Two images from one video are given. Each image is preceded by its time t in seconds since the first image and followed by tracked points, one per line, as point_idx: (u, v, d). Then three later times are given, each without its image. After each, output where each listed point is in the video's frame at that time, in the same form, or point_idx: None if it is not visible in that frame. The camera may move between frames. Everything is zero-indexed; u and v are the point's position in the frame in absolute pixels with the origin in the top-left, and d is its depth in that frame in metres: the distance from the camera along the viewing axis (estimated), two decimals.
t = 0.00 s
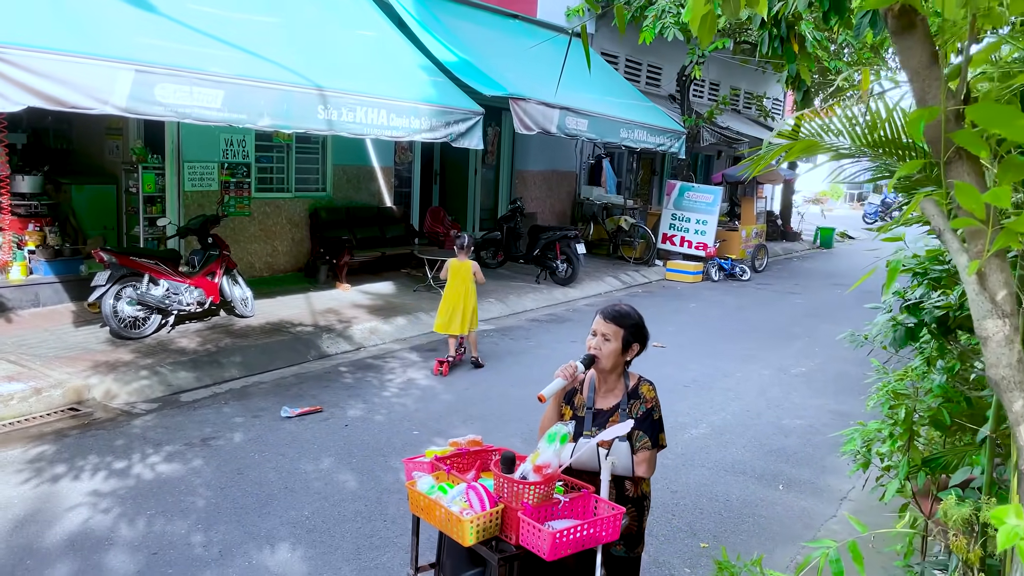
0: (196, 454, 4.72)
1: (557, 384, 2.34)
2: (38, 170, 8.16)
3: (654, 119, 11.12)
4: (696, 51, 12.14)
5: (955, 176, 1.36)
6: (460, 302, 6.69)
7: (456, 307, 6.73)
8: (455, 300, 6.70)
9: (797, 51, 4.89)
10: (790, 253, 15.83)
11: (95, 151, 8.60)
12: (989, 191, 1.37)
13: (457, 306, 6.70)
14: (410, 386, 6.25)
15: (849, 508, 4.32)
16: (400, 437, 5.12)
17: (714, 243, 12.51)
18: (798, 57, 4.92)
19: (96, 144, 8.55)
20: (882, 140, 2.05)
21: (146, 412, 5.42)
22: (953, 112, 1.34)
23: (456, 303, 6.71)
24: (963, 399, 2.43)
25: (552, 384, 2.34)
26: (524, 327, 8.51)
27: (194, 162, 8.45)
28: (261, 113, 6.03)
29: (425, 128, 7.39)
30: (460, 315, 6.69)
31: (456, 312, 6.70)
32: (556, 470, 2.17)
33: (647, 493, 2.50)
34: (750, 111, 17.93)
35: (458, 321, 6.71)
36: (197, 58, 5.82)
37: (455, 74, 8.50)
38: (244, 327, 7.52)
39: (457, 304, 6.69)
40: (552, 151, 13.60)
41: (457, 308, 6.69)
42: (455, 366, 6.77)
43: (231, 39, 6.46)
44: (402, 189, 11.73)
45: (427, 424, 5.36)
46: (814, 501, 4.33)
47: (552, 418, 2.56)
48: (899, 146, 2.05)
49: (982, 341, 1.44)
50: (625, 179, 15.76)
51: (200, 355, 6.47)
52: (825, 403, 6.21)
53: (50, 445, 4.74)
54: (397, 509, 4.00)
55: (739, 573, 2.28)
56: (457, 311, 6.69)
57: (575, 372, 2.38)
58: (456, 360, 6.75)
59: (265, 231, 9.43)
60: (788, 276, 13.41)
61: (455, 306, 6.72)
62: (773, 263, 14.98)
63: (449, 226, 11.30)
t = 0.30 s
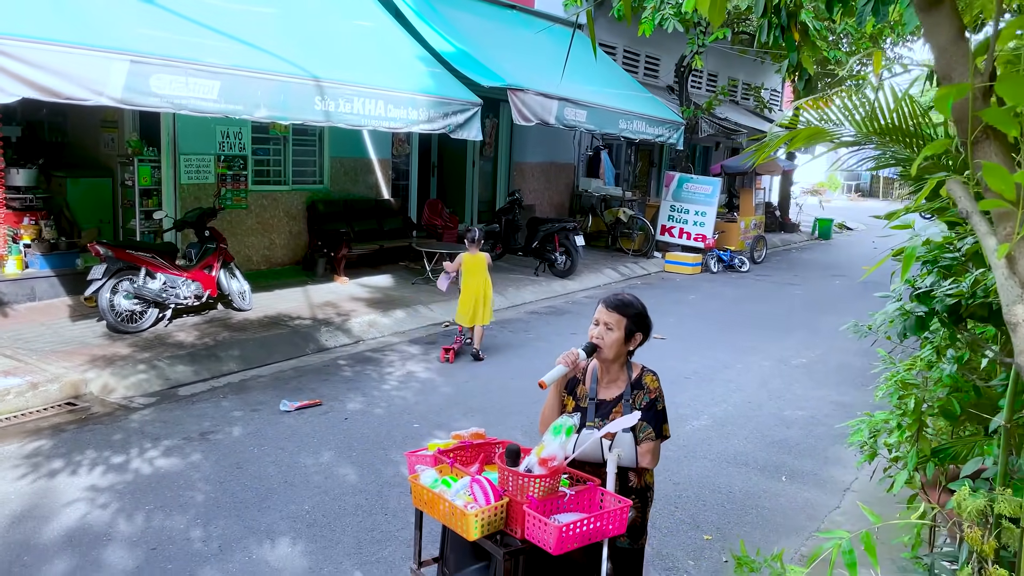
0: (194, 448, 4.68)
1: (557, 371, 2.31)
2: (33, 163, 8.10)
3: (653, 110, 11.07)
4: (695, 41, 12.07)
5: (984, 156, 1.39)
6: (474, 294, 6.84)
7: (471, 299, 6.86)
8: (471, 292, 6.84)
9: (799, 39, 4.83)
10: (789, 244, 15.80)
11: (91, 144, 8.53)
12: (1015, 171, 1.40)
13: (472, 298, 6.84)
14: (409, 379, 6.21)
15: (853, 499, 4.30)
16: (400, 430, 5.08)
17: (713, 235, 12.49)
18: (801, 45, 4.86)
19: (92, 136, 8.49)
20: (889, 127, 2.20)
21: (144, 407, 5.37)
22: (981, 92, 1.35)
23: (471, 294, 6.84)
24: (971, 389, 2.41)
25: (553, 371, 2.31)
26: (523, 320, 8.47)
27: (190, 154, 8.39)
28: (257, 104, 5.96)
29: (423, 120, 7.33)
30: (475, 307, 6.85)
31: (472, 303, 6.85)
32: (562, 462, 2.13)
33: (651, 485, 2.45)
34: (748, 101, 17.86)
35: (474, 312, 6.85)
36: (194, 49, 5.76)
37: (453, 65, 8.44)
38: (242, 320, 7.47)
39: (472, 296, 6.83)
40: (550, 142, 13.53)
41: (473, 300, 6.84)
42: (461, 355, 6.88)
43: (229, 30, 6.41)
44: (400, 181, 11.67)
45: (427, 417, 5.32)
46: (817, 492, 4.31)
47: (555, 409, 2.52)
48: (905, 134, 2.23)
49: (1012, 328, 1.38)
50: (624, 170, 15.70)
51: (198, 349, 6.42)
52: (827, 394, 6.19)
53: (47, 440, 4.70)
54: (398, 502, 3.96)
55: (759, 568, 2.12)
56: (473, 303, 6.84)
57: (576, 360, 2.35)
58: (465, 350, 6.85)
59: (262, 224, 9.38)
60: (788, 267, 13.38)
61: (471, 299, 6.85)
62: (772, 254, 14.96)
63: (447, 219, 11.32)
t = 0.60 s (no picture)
0: (189, 442, 4.62)
1: (557, 362, 2.26)
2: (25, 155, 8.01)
3: (651, 101, 11.00)
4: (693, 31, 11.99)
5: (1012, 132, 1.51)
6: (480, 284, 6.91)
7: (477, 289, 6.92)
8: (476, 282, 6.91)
9: (799, 27, 4.77)
10: (787, 236, 15.76)
11: (83, 136, 8.44)
12: None
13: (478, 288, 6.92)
14: (407, 372, 6.16)
15: (855, 491, 4.26)
16: (398, 423, 5.03)
17: (711, 227, 12.46)
18: (800, 34, 4.80)
19: (84, 129, 8.39)
20: (893, 114, 2.28)
21: (138, 400, 5.31)
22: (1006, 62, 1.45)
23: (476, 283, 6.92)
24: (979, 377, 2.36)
25: (553, 362, 2.25)
26: (521, 312, 8.42)
27: (184, 146, 8.31)
28: (251, 94, 5.88)
29: (420, 110, 7.25)
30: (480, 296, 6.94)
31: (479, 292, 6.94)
32: (564, 456, 2.08)
33: (655, 477, 2.40)
34: (745, 93, 17.79)
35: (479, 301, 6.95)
36: (187, 39, 5.68)
37: (449, 55, 8.37)
38: (237, 313, 7.41)
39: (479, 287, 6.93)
40: (547, 134, 13.45)
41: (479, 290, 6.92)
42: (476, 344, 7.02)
43: (225, 20, 6.33)
44: (396, 174, 11.59)
45: (424, 410, 5.27)
46: (819, 484, 4.27)
47: (558, 401, 2.47)
48: (909, 119, 2.29)
49: None
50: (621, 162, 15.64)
51: (193, 342, 6.36)
52: (827, 385, 6.16)
53: (40, 435, 4.63)
54: (396, 496, 3.92)
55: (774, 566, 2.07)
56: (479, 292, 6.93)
57: (576, 351, 2.29)
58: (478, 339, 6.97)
59: (257, 216, 9.30)
60: (786, 258, 13.34)
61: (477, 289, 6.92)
62: (770, 246, 14.92)
63: (444, 210, 11.20)
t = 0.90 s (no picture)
0: (180, 438, 4.53)
1: (557, 356, 2.19)
2: (13, 147, 7.88)
3: (649, 92, 10.90)
4: (690, 22, 11.88)
5: None
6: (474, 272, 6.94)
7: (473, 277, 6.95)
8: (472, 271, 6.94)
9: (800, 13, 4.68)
10: (784, 228, 15.70)
11: (73, 127, 8.31)
12: None
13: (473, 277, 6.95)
14: (402, 366, 6.08)
15: (857, 486, 4.20)
16: (393, 418, 4.95)
17: (708, 219, 12.39)
18: (801, 21, 4.71)
19: (74, 120, 8.27)
20: (900, 101, 2.31)
21: (129, 395, 5.22)
22: None
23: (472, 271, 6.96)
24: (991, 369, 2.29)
25: (553, 355, 2.19)
26: (517, 305, 8.34)
27: (176, 138, 8.19)
28: (243, 83, 5.78)
29: (414, 101, 7.14)
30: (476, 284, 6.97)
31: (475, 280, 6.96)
32: (564, 453, 2.00)
33: (660, 475, 2.32)
34: (742, 85, 17.70)
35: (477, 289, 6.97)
36: (177, 27, 5.57)
37: (444, 45, 8.26)
38: (230, 307, 7.30)
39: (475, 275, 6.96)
40: (544, 125, 13.34)
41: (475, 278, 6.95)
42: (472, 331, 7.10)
43: (216, 9, 6.22)
44: (391, 166, 11.48)
45: (420, 405, 5.19)
46: (821, 479, 4.20)
47: (560, 396, 2.40)
48: (914, 106, 2.31)
49: None
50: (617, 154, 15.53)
51: (185, 337, 6.26)
52: (827, 378, 6.09)
53: (28, 431, 4.54)
54: (391, 492, 3.84)
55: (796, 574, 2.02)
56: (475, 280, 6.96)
57: (576, 344, 2.22)
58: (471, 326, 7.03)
59: (250, 209, 9.19)
60: (783, 251, 13.28)
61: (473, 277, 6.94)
62: (767, 238, 14.85)
63: (439, 203, 11.05)
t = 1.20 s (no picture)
0: (169, 437, 4.43)
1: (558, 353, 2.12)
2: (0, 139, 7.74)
3: (646, 85, 10.79)
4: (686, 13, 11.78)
5: None
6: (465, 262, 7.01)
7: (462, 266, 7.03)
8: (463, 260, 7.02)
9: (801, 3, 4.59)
10: (780, 222, 15.64)
11: (62, 120, 8.17)
12: None
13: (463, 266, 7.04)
14: (397, 362, 5.99)
15: (861, 484, 4.13)
16: (387, 415, 4.86)
17: (705, 213, 12.32)
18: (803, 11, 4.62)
19: (63, 113, 8.13)
20: (911, 90, 2.23)
21: (118, 393, 5.12)
22: None
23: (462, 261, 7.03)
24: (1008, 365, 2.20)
25: (554, 352, 2.13)
26: (513, 300, 8.24)
27: (166, 130, 8.05)
28: (234, 74, 5.66)
29: (408, 92, 7.03)
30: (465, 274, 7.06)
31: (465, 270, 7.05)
32: (567, 456, 1.91)
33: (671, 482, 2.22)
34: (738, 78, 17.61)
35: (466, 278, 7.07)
36: (167, 16, 5.45)
37: (439, 36, 8.16)
38: (222, 302, 7.19)
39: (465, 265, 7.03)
40: (539, 118, 13.23)
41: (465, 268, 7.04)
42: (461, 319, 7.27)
43: None
44: (385, 160, 11.36)
45: (414, 401, 5.10)
46: (824, 477, 4.12)
47: (567, 396, 2.32)
48: (927, 95, 2.23)
49: None
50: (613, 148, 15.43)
51: (175, 332, 6.15)
52: (827, 373, 6.03)
53: (14, 429, 4.43)
54: (385, 492, 3.75)
55: None
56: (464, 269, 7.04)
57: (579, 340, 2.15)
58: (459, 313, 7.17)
59: (242, 202, 9.07)
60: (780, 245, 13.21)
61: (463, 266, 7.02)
62: (763, 232, 14.78)
63: (433, 197, 11.19)
